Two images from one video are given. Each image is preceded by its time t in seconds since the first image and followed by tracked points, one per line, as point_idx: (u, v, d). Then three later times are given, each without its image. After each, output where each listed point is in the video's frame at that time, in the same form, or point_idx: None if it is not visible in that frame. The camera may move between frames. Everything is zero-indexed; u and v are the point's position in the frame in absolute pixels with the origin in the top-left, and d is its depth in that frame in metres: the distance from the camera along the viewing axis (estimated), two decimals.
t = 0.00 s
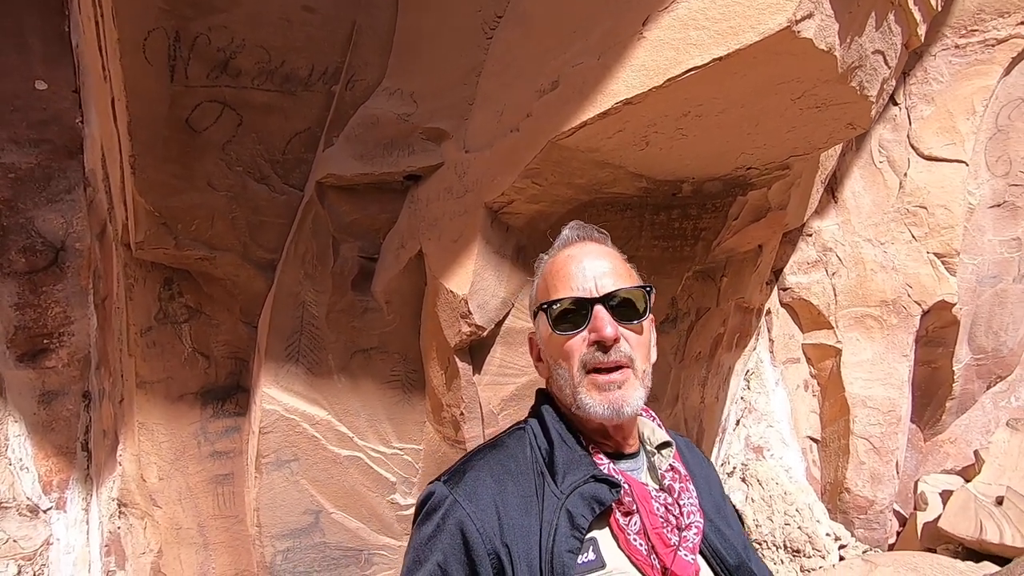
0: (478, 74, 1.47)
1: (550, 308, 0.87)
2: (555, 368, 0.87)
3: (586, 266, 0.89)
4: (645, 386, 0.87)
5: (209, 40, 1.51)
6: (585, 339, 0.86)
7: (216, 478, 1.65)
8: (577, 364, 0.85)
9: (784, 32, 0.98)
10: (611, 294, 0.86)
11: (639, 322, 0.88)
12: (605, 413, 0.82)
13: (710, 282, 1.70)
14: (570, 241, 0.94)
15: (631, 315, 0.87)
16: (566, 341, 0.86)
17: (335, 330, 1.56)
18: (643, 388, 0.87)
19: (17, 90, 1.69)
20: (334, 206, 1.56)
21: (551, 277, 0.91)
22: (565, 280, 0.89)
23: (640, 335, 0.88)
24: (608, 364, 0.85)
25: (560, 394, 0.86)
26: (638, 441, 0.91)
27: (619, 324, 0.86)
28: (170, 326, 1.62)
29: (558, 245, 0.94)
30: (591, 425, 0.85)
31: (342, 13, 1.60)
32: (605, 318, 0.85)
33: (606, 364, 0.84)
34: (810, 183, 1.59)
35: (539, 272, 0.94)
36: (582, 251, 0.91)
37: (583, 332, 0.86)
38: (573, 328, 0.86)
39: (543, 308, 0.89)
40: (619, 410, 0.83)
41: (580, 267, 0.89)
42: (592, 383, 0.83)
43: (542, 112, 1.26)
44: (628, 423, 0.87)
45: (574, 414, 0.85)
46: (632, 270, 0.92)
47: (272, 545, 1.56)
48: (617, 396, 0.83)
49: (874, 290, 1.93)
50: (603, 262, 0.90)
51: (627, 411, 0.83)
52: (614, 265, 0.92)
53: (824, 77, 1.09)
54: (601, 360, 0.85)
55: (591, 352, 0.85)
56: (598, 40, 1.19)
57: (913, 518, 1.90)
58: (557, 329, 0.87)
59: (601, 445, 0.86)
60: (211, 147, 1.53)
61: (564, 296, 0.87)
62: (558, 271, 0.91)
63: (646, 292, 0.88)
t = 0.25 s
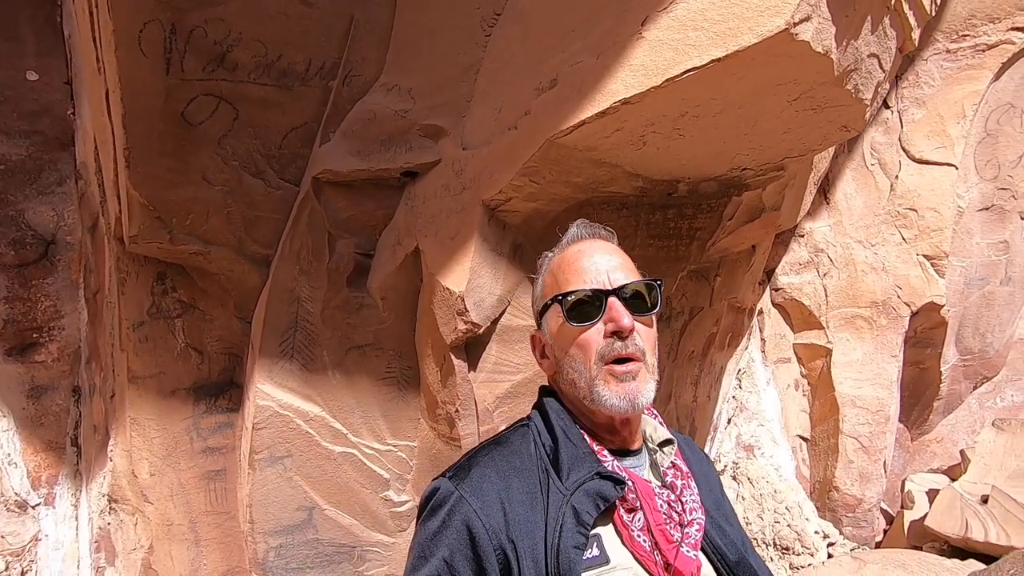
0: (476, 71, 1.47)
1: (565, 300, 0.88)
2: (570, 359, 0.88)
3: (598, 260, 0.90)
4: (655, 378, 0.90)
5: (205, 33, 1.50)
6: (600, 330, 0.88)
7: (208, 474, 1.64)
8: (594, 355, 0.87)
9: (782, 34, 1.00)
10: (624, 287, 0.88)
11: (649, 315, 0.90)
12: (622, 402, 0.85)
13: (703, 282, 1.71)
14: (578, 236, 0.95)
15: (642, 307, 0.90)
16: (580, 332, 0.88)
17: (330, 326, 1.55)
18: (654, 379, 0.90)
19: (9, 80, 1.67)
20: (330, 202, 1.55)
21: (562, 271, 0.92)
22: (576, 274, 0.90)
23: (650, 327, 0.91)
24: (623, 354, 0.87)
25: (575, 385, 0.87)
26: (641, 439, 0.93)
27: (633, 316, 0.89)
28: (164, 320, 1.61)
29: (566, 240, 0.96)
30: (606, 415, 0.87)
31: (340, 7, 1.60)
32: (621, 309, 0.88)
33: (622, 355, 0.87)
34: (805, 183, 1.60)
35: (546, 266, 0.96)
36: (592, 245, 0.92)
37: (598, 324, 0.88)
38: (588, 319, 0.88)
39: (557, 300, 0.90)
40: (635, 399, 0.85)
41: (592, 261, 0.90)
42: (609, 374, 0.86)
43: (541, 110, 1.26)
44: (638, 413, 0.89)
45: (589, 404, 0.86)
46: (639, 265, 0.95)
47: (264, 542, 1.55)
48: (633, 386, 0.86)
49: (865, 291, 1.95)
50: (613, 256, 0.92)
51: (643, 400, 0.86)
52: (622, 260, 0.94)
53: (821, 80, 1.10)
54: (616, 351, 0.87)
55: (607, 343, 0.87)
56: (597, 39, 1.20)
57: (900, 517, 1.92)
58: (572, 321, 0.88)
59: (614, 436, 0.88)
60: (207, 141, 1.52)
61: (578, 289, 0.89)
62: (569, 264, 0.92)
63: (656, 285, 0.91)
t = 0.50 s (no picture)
0: (468, 68, 1.45)
1: (558, 304, 0.88)
2: (562, 364, 0.88)
3: (590, 264, 0.90)
4: (648, 383, 0.90)
5: (193, 26, 1.48)
6: (593, 335, 0.87)
7: (195, 472, 1.63)
8: (587, 360, 0.86)
9: (775, 36, 0.99)
10: (617, 291, 0.88)
11: (641, 320, 0.90)
12: (615, 408, 0.84)
13: (694, 282, 1.72)
14: (570, 241, 0.95)
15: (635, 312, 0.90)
16: (574, 337, 0.88)
17: (319, 324, 1.54)
18: (646, 384, 0.90)
19: None
20: (320, 198, 1.54)
21: (554, 276, 0.91)
22: (569, 278, 0.90)
23: (643, 332, 0.91)
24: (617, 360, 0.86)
25: (567, 390, 0.87)
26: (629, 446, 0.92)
27: (627, 320, 0.88)
28: (150, 317, 1.59)
29: (558, 245, 0.95)
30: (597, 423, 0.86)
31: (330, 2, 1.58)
32: (614, 314, 0.87)
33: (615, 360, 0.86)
34: (796, 184, 1.60)
35: (537, 271, 0.95)
36: (584, 250, 0.92)
37: (591, 328, 0.87)
38: (581, 324, 0.87)
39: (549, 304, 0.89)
40: (628, 405, 0.85)
41: (584, 265, 0.90)
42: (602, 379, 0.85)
43: (533, 108, 1.25)
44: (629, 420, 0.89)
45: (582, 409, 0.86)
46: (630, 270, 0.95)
47: (252, 540, 1.54)
48: (627, 391, 0.85)
49: (854, 292, 1.96)
50: (605, 261, 0.92)
51: (636, 406, 0.85)
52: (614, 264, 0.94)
53: (813, 82, 1.10)
54: (608, 356, 0.87)
55: (601, 348, 0.87)
56: (590, 37, 1.19)
57: (886, 515, 1.93)
58: (565, 325, 0.87)
59: (608, 441, 0.87)
60: (194, 136, 1.50)
61: (571, 293, 0.88)
62: (560, 268, 0.92)
63: (649, 290, 0.91)
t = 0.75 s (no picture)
0: (460, 65, 1.45)
1: (548, 302, 0.88)
2: (551, 361, 0.87)
3: (578, 266, 0.91)
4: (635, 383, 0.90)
5: (181, 21, 1.47)
6: (583, 332, 0.87)
7: (185, 469, 1.61)
8: (576, 358, 0.86)
9: (765, 35, 0.98)
10: (606, 291, 0.89)
11: (628, 321, 0.91)
12: (604, 404, 0.84)
13: (686, 279, 1.70)
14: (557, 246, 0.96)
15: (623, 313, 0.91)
16: (564, 334, 0.88)
17: (310, 321, 1.53)
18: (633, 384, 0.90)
19: None
20: (310, 195, 1.53)
21: (542, 276, 0.92)
22: (557, 279, 0.90)
23: (630, 333, 0.91)
24: (606, 357, 0.87)
25: (556, 386, 0.86)
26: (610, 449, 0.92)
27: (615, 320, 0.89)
28: (139, 313, 1.57)
29: (546, 248, 0.96)
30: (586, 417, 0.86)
31: None
32: (604, 313, 0.88)
33: (604, 357, 0.86)
34: (787, 183, 1.60)
35: (524, 272, 0.95)
36: (572, 252, 0.93)
37: (580, 327, 0.88)
38: (570, 322, 0.87)
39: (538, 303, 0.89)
40: (617, 402, 0.85)
41: (572, 266, 0.91)
42: (591, 375, 0.85)
43: (523, 106, 1.24)
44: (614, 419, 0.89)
45: (570, 406, 0.85)
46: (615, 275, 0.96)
47: (242, 537, 1.54)
48: (615, 388, 0.85)
49: (845, 290, 1.96)
50: (592, 264, 0.93)
51: (625, 404, 0.85)
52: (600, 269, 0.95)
53: (804, 81, 1.09)
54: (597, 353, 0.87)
55: (590, 345, 0.87)
56: (581, 35, 1.18)
57: (875, 512, 1.94)
58: (555, 323, 0.87)
59: (592, 440, 0.88)
60: (183, 132, 1.49)
61: (561, 292, 0.89)
62: (548, 270, 0.93)
63: (636, 292, 0.92)
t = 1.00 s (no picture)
0: (455, 61, 1.44)
1: (541, 305, 0.88)
2: (542, 364, 0.87)
3: (572, 270, 0.91)
4: (626, 387, 0.90)
5: (175, 17, 1.47)
6: (576, 336, 0.87)
7: (181, 467, 1.62)
8: (568, 361, 0.86)
9: (762, 32, 0.97)
10: (599, 296, 0.89)
11: (619, 325, 0.91)
12: (595, 408, 0.84)
13: (684, 277, 1.70)
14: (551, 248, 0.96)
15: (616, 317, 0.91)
16: (556, 338, 0.87)
17: (306, 319, 1.53)
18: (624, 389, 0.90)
19: None
20: (306, 192, 1.52)
21: (535, 278, 0.92)
22: (551, 282, 0.90)
23: (622, 338, 0.91)
24: (598, 361, 0.86)
25: (547, 390, 0.86)
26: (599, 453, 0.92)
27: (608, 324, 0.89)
28: (135, 312, 1.57)
29: (540, 250, 0.96)
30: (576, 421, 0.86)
31: None
32: (597, 317, 0.88)
33: (596, 361, 0.86)
34: (785, 180, 1.60)
35: (518, 274, 0.95)
36: (566, 255, 0.93)
37: (574, 331, 0.87)
38: (563, 325, 0.87)
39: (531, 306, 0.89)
40: (608, 406, 0.85)
41: (567, 270, 0.91)
42: (583, 378, 0.85)
43: (519, 104, 1.23)
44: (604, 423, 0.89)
45: (561, 409, 0.85)
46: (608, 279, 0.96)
47: (239, 535, 1.54)
48: (607, 392, 0.85)
49: (844, 288, 1.96)
50: (586, 268, 0.92)
51: (616, 408, 0.85)
52: (593, 273, 0.95)
53: (801, 79, 1.08)
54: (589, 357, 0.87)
55: (583, 349, 0.87)
56: (577, 32, 1.17)
57: (873, 509, 1.94)
58: (548, 326, 0.87)
59: (582, 444, 0.88)
60: (178, 128, 1.48)
61: (554, 295, 0.89)
62: (542, 272, 0.92)
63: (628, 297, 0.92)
